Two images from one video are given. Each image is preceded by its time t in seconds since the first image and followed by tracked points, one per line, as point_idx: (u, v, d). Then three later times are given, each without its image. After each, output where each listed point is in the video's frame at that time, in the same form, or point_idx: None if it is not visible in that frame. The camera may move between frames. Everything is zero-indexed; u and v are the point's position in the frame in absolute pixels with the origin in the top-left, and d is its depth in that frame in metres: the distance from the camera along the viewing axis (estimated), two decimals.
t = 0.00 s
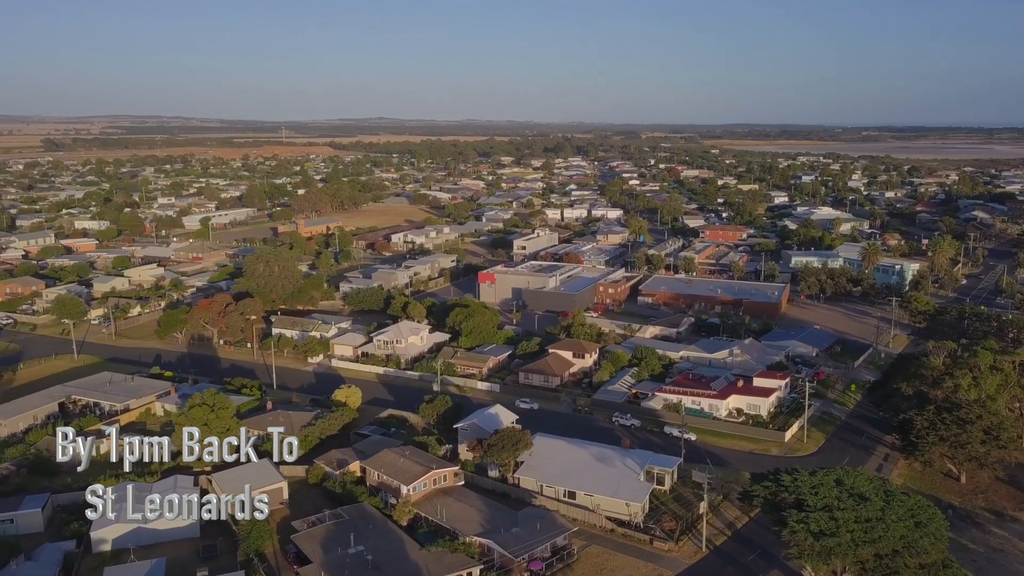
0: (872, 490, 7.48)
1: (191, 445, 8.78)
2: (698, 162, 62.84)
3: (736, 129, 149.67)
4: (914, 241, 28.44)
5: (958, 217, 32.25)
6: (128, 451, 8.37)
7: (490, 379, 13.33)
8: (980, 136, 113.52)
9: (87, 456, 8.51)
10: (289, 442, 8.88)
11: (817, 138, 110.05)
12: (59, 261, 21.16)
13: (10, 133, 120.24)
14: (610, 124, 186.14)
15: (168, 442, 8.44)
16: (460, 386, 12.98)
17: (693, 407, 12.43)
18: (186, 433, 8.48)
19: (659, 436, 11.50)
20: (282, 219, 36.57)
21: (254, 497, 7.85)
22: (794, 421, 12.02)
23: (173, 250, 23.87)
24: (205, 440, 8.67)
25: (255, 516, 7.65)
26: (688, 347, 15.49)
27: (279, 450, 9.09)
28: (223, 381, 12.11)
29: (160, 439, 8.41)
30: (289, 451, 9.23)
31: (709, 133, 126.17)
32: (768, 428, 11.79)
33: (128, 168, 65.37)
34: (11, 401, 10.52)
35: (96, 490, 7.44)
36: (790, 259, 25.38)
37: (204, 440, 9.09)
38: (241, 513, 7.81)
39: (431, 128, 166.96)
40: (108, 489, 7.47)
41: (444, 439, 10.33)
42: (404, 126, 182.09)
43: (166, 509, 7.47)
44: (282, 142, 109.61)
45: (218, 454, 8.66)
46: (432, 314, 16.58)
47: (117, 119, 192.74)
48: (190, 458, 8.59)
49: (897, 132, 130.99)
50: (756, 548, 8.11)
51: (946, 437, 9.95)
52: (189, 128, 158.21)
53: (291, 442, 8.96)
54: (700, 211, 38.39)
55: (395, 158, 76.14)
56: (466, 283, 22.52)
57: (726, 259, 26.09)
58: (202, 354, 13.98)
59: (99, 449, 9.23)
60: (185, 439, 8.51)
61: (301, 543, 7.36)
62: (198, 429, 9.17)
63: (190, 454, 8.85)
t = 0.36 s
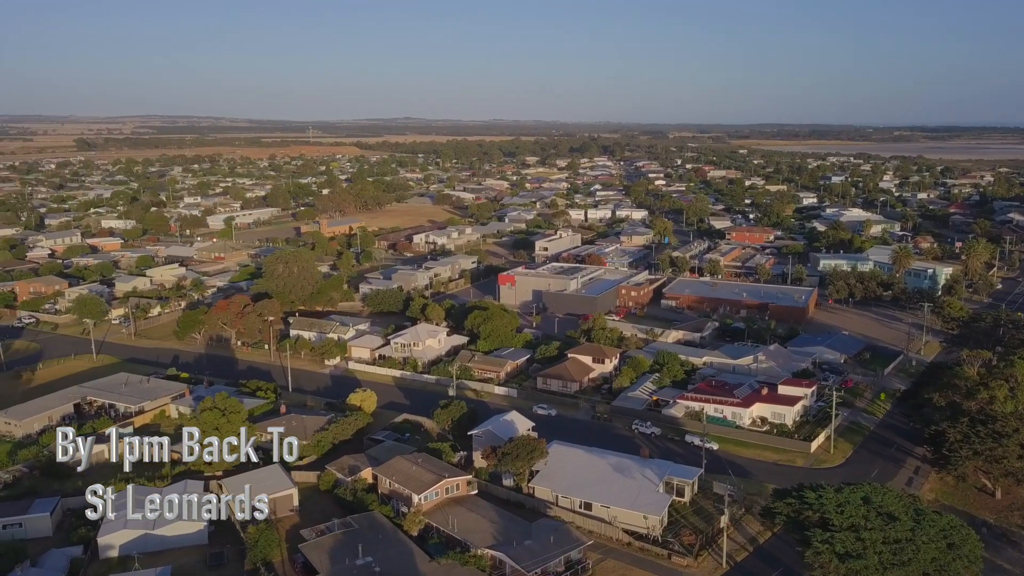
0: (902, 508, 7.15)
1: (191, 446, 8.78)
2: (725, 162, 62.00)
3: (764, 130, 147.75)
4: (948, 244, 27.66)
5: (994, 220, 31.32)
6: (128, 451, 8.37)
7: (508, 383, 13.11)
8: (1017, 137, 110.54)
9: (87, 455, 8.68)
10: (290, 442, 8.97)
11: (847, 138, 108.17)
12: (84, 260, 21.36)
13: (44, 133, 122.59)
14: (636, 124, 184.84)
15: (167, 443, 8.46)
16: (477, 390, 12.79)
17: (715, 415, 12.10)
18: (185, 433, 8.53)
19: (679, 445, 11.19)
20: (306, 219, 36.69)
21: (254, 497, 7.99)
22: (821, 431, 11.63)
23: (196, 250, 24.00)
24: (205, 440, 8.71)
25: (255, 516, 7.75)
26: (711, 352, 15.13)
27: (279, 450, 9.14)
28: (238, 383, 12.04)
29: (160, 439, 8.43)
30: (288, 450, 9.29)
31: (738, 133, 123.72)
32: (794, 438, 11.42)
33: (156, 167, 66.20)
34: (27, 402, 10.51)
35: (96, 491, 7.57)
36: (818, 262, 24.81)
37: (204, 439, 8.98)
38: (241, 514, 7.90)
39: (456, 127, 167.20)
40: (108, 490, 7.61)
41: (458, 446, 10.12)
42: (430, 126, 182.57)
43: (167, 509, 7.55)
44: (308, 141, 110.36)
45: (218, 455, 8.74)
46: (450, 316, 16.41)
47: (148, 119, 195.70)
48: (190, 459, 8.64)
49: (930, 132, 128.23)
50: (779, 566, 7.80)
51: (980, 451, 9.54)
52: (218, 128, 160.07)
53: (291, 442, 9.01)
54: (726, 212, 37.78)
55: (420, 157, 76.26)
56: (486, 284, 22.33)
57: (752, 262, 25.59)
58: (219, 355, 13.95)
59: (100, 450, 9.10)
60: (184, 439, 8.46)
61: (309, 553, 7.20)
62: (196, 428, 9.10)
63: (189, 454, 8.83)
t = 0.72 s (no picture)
0: (933, 529, 6.81)
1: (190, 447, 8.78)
2: (752, 162, 61.16)
3: (792, 130, 145.65)
4: (982, 247, 26.89)
5: None
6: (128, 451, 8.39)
7: (526, 388, 12.90)
8: None
9: (86, 454, 8.41)
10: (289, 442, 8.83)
11: (878, 138, 106.16)
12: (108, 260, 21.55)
13: (76, 133, 124.76)
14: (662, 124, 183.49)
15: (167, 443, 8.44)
16: (494, 396, 12.59)
17: (738, 424, 11.78)
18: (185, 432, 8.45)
19: (700, 455, 10.87)
20: (329, 219, 36.80)
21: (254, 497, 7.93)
22: (848, 442, 11.25)
23: (219, 250, 24.11)
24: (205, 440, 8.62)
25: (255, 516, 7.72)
26: (734, 358, 14.78)
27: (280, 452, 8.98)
28: (253, 386, 11.98)
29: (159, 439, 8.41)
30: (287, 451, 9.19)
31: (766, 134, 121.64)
32: (819, 449, 11.06)
33: (184, 166, 67.02)
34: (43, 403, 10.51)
35: (95, 491, 7.47)
36: (846, 265, 24.24)
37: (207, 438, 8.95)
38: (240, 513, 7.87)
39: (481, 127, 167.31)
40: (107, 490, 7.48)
41: (472, 453, 9.91)
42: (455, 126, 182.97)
43: (167, 509, 7.50)
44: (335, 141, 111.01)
45: (218, 454, 8.68)
46: (469, 319, 16.23)
47: (178, 119, 198.55)
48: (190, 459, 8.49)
49: (964, 132, 125.44)
50: None
51: (1016, 466, 9.13)
52: (246, 128, 161.87)
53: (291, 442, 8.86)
54: (753, 213, 37.19)
55: (445, 157, 76.35)
56: (507, 286, 22.14)
57: (778, 265, 25.10)
58: (236, 356, 13.91)
59: (101, 454, 8.90)
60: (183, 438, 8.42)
61: (315, 563, 7.05)
62: (199, 429, 9.11)
63: (190, 454, 8.77)
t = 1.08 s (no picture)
0: (965, 552, 6.48)
1: (191, 447, 8.73)
2: (780, 163, 60.26)
3: (821, 130, 143.39)
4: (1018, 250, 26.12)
5: None
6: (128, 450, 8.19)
7: (543, 394, 12.67)
8: None
9: (87, 455, 8.23)
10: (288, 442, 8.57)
11: (911, 138, 103.94)
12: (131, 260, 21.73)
13: (108, 133, 126.84)
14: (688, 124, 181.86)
15: (168, 443, 8.26)
16: (510, 401, 12.38)
17: (761, 433, 11.44)
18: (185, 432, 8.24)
19: (721, 465, 10.56)
20: (352, 219, 36.89)
21: (254, 498, 7.89)
22: (875, 453, 10.87)
23: (240, 250, 24.21)
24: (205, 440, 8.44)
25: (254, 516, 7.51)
26: (758, 364, 14.41)
27: (279, 450, 8.78)
28: (267, 388, 11.90)
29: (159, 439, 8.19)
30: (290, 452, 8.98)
31: (796, 134, 118.09)
32: (846, 460, 10.69)
33: (211, 166, 67.82)
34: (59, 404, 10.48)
35: (96, 490, 7.29)
36: (876, 268, 23.65)
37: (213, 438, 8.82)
38: (241, 513, 7.80)
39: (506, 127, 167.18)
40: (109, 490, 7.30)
41: (486, 461, 9.70)
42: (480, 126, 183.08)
43: (167, 509, 7.31)
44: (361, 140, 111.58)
45: (218, 455, 8.48)
46: (487, 321, 16.04)
47: (207, 119, 201.16)
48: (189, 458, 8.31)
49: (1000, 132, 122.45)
50: None
51: None
52: (273, 127, 163.43)
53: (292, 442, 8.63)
54: (780, 214, 36.58)
55: (469, 157, 76.37)
56: (527, 288, 21.94)
57: (805, 267, 24.59)
58: (253, 358, 13.87)
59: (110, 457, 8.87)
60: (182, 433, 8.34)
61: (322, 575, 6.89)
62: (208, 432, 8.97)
63: (189, 455, 8.82)
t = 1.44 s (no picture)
0: None
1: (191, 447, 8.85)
2: (809, 163, 59.27)
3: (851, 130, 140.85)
4: None
5: None
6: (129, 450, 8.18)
7: (560, 400, 12.43)
8: None
9: (87, 456, 8.31)
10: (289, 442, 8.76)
11: (944, 138, 101.45)
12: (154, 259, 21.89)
13: (140, 132, 128.74)
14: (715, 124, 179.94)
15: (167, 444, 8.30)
16: (528, 407, 12.17)
17: (785, 443, 11.09)
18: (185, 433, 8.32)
19: (742, 476, 10.24)
20: (375, 219, 36.94)
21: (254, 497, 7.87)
22: (904, 466, 10.46)
23: (262, 250, 24.30)
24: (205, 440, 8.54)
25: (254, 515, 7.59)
26: (783, 371, 14.03)
27: (280, 451, 8.85)
28: (282, 390, 11.81)
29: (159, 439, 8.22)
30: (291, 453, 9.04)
31: (826, 134, 115.73)
32: (874, 473, 10.30)
33: (238, 165, 68.53)
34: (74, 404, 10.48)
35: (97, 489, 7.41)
36: (907, 272, 23.03)
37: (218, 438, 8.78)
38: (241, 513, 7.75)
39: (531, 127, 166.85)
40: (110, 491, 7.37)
41: (501, 469, 9.49)
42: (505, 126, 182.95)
43: (167, 509, 7.49)
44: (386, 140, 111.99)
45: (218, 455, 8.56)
46: (505, 324, 15.85)
47: (235, 119, 203.63)
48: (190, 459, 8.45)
49: None
50: None
51: None
52: (300, 127, 164.85)
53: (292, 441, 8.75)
54: (808, 215, 35.91)
55: (494, 157, 76.28)
56: (547, 290, 21.72)
57: (833, 270, 24.05)
58: (269, 359, 13.82)
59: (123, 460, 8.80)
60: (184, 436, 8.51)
61: None
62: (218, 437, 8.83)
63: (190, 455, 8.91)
